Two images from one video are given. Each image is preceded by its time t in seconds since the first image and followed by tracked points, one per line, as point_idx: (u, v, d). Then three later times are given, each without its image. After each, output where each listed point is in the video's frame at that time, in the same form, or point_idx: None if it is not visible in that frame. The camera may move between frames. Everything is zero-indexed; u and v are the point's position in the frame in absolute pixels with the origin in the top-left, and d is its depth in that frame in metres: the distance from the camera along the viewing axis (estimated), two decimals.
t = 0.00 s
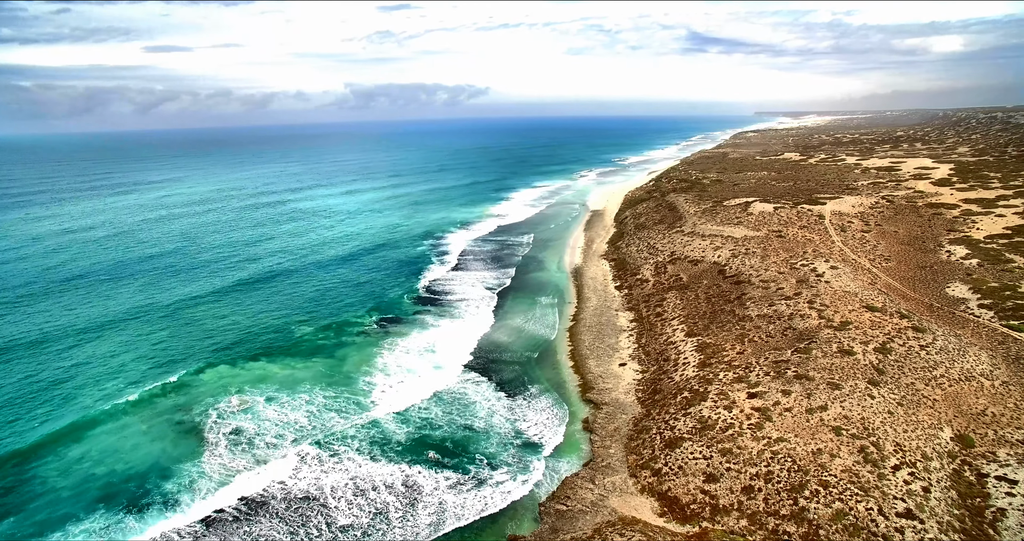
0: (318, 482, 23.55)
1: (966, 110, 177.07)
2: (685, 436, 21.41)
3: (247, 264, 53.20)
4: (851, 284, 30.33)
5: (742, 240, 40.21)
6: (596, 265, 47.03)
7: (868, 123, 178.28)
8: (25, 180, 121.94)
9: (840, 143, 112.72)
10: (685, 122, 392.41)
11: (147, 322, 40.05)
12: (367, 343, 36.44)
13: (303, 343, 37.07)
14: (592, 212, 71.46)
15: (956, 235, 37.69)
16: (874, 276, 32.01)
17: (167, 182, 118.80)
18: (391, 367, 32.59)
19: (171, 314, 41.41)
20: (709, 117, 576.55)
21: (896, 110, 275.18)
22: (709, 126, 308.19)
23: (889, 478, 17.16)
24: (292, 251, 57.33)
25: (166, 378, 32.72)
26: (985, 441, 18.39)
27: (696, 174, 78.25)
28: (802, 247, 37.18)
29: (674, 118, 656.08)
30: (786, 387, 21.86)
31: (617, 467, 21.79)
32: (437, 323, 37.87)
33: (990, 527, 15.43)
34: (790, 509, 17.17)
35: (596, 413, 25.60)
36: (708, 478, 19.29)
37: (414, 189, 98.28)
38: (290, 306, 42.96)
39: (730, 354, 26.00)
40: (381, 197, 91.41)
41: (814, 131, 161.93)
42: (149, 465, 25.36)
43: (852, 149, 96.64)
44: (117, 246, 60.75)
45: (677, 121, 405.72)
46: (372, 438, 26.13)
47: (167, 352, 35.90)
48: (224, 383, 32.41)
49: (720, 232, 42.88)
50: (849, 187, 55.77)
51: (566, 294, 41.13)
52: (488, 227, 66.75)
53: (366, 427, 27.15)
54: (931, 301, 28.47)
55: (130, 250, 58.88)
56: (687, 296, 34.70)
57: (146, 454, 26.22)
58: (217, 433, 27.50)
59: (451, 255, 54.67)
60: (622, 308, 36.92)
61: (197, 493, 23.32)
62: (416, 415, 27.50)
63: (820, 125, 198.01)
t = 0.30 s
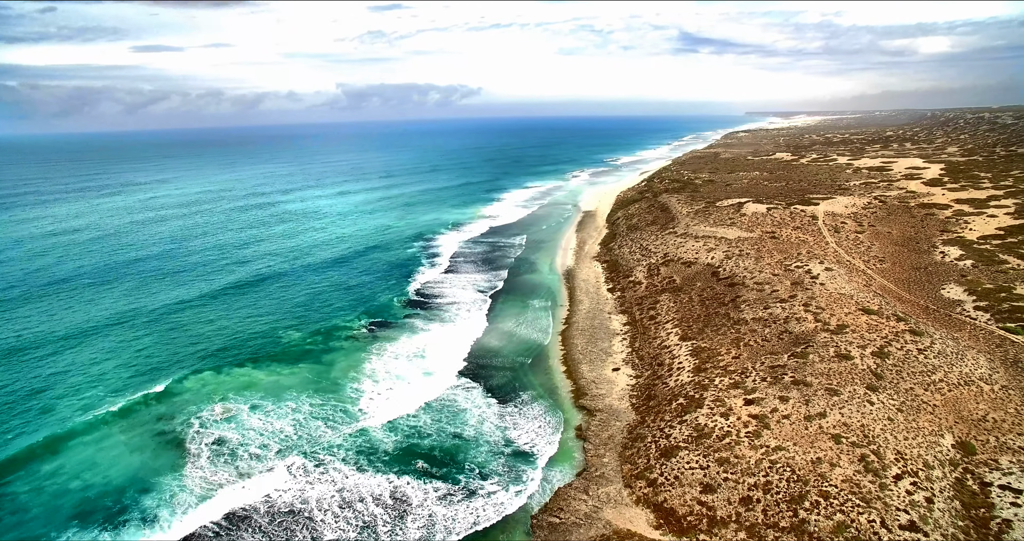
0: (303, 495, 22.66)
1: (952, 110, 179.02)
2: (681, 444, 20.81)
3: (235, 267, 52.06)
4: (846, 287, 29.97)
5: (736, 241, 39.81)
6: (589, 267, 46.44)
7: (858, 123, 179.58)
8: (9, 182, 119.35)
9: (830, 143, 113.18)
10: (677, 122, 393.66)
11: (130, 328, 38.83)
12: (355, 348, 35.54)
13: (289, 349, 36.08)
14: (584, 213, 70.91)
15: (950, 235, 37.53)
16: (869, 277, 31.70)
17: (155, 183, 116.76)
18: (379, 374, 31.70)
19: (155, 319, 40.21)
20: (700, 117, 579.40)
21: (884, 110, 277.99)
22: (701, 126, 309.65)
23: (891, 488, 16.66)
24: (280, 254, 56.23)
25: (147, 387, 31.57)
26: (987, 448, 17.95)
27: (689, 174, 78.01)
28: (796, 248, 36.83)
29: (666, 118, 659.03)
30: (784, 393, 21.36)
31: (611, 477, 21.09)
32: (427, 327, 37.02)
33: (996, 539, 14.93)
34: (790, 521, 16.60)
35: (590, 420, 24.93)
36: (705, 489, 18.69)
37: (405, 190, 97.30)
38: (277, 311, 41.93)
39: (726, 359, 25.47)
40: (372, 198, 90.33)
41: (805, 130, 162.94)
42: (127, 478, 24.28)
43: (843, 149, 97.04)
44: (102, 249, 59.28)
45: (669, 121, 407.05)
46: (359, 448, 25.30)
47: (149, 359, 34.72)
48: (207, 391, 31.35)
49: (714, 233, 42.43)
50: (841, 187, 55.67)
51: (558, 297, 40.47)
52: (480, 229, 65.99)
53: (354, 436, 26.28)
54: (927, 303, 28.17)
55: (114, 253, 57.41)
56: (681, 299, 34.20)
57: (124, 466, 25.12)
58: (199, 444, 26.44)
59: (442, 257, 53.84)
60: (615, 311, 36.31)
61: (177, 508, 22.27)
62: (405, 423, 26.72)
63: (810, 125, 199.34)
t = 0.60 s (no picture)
0: (291, 506, 21.86)
1: (944, 110, 180.13)
2: (679, 453, 20.24)
3: (226, 270, 51.08)
4: (845, 289, 29.58)
5: (732, 242, 39.38)
6: (584, 269, 45.91)
7: (851, 123, 180.36)
8: None
9: (824, 143, 113.38)
10: (671, 122, 394.42)
11: (117, 333, 37.81)
12: (346, 353, 34.79)
13: (279, 353, 35.27)
14: (579, 213, 70.43)
15: (947, 236, 37.29)
16: (867, 279, 31.34)
17: (147, 184, 115.21)
18: (371, 379, 30.92)
19: (144, 324, 39.20)
20: (695, 117, 581.11)
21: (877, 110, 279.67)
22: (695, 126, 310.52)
23: (896, 499, 16.15)
24: (271, 256, 55.34)
25: (132, 395, 30.57)
26: (992, 455, 17.49)
27: (684, 174, 77.75)
28: (793, 249, 36.47)
29: (661, 118, 660.77)
30: (784, 400, 20.85)
31: (608, 486, 20.51)
32: (421, 331, 36.28)
33: None
34: (792, 533, 16.08)
35: (585, 427, 24.36)
36: (704, 499, 18.12)
37: (399, 191, 96.49)
38: (268, 314, 41.08)
39: (724, 364, 24.97)
40: (367, 199, 89.44)
41: (799, 130, 163.48)
42: (110, 489, 23.29)
43: (837, 149, 97.17)
44: (90, 251, 58.08)
45: (664, 122, 407.70)
46: (348, 456, 24.59)
47: (135, 365, 33.72)
48: (194, 398, 30.43)
49: (710, 234, 42.01)
50: (836, 187, 55.49)
51: (553, 300, 39.89)
52: (475, 230, 65.32)
53: (344, 444, 25.51)
54: (927, 305, 27.81)
55: (103, 256, 56.24)
56: (678, 301, 33.70)
57: (106, 477, 24.10)
58: (184, 453, 25.43)
59: (435, 259, 53.15)
60: (611, 313, 35.79)
61: (160, 522, 21.28)
62: (395, 430, 26.03)
63: (804, 125, 199.98)
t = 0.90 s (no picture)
0: (280, 519, 20.96)
1: (938, 110, 181.07)
2: (679, 462, 19.67)
3: (218, 273, 50.06)
4: (845, 291, 29.17)
5: (731, 244, 38.87)
6: (580, 270, 45.35)
7: (846, 123, 181.05)
8: None
9: (820, 143, 113.35)
10: (667, 122, 395.16)
11: (103, 338, 36.69)
12: (338, 357, 33.93)
13: (270, 358, 34.44)
14: (575, 214, 69.90)
15: (946, 237, 36.98)
16: (867, 282, 30.93)
17: (139, 185, 113.60)
18: (363, 384, 30.09)
19: (132, 329, 38.07)
20: (691, 117, 582.36)
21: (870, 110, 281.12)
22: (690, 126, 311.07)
23: (903, 511, 15.64)
24: (264, 259, 54.43)
25: (118, 402, 29.51)
26: (999, 464, 17.01)
27: (680, 174, 77.43)
28: (792, 251, 36.04)
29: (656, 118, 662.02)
30: (785, 406, 20.35)
31: (605, 496, 19.91)
32: (415, 335, 35.52)
33: None
34: None
35: (582, 435, 23.76)
36: (705, 511, 17.53)
37: (394, 192, 95.68)
38: (259, 318, 40.22)
39: (723, 369, 24.46)
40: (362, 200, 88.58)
41: (794, 130, 163.86)
42: (91, 501, 22.19)
43: (833, 149, 97.23)
44: (80, 254, 56.81)
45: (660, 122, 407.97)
46: (339, 464, 23.76)
47: (122, 371, 32.71)
48: (181, 404, 29.38)
49: (708, 235, 41.53)
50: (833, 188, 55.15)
51: (549, 302, 39.28)
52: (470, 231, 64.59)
53: (335, 452, 24.58)
54: (928, 308, 27.42)
55: (92, 259, 54.97)
56: (675, 304, 33.18)
57: (87, 488, 22.96)
58: (170, 463, 24.14)
59: (430, 261, 52.43)
60: (608, 316, 35.24)
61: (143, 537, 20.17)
62: (387, 438, 25.24)
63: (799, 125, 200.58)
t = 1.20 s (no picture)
0: (270, 532, 20.01)
1: (933, 110, 181.72)
2: (679, 471, 19.09)
3: (211, 276, 49.10)
4: (846, 294, 28.74)
5: (729, 245, 38.39)
6: (577, 272, 44.78)
7: (842, 123, 181.49)
8: None
9: (816, 143, 113.38)
10: (663, 122, 395.19)
11: (92, 342, 35.68)
12: (330, 362, 33.13)
13: (262, 362, 33.64)
14: (572, 215, 69.36)
15: (947, 238, 36.62)
16: (867, 284, 30.52)
17: (133, 186, 112.07)
18: (355, 390, 29.30)
19: (121, 333, 37.04)
20: (687, 117, 583.38)
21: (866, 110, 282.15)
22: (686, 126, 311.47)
23: (911, 524, 15.09)
24: (258, 261, 53.61)
25: (105, 408, 28.38)
26: (1008, 474, 16.51)
27: (678, 175, 77.07)
28: (792, 253, 35.59)
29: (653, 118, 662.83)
30: (787, 414, 19.84)
31: (604, 508, 19.33)
32: (409, 339, 34.82)
33: None
34: None
35: (579, 442, 23.18)
36: (707, 523, 16.92)
37: (390, 192, 94.97)
38: (252, 321, 39.42)
39: (723, 374, 23.94)
40: (358, 201, 87.70)
41: (790, 130, 164.10)
42: (73, 513, 21.04)
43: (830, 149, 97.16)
44: (70, 256, 55.65)
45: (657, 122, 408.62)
46: (329, 473, 22.92)
47: (110, 376, 31.71)
48: (170, 410, 28.38)
49: (706, 237, 41.04)
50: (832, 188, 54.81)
51: (545, 305, 38.68)
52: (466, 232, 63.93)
53: (327, 461, 23.69)
54: (930, 311, 27.00)
55: (82, 261, 53.86)
56: (674, 307, 32.66)
57: (69, 500, 21.79)
58: (156, 473, 23.02)
59: (425, 263, 51.75)
60: (605, 319, 34.68)
61: None
62: (380, 446, 24.45)
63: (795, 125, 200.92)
